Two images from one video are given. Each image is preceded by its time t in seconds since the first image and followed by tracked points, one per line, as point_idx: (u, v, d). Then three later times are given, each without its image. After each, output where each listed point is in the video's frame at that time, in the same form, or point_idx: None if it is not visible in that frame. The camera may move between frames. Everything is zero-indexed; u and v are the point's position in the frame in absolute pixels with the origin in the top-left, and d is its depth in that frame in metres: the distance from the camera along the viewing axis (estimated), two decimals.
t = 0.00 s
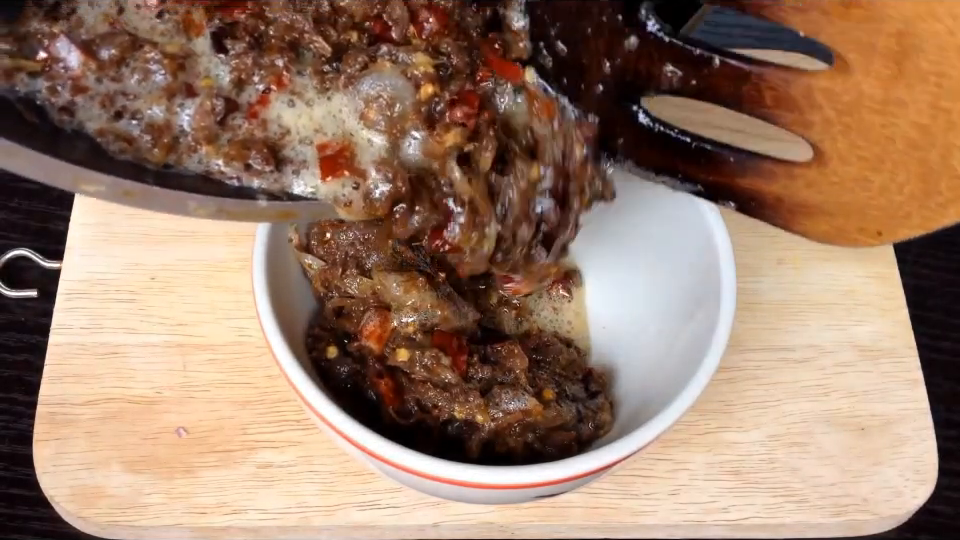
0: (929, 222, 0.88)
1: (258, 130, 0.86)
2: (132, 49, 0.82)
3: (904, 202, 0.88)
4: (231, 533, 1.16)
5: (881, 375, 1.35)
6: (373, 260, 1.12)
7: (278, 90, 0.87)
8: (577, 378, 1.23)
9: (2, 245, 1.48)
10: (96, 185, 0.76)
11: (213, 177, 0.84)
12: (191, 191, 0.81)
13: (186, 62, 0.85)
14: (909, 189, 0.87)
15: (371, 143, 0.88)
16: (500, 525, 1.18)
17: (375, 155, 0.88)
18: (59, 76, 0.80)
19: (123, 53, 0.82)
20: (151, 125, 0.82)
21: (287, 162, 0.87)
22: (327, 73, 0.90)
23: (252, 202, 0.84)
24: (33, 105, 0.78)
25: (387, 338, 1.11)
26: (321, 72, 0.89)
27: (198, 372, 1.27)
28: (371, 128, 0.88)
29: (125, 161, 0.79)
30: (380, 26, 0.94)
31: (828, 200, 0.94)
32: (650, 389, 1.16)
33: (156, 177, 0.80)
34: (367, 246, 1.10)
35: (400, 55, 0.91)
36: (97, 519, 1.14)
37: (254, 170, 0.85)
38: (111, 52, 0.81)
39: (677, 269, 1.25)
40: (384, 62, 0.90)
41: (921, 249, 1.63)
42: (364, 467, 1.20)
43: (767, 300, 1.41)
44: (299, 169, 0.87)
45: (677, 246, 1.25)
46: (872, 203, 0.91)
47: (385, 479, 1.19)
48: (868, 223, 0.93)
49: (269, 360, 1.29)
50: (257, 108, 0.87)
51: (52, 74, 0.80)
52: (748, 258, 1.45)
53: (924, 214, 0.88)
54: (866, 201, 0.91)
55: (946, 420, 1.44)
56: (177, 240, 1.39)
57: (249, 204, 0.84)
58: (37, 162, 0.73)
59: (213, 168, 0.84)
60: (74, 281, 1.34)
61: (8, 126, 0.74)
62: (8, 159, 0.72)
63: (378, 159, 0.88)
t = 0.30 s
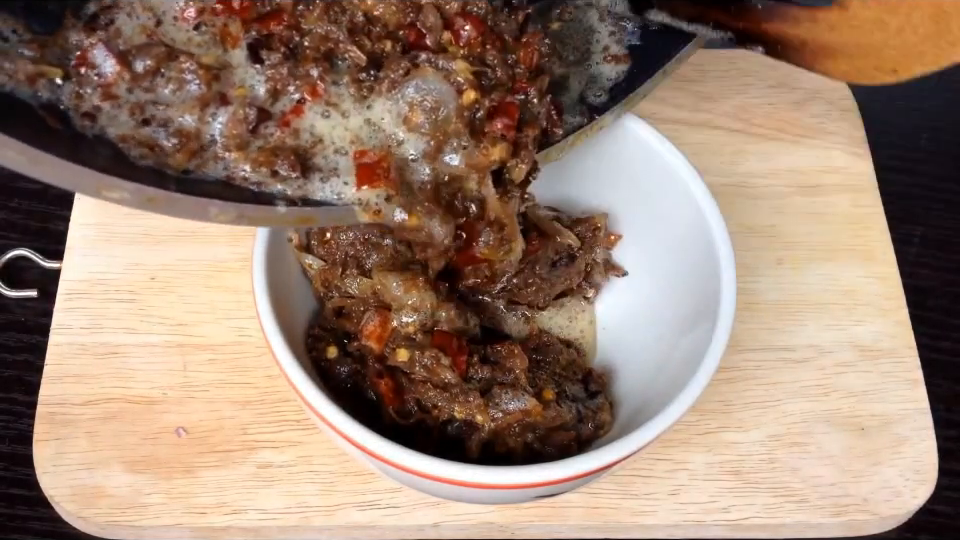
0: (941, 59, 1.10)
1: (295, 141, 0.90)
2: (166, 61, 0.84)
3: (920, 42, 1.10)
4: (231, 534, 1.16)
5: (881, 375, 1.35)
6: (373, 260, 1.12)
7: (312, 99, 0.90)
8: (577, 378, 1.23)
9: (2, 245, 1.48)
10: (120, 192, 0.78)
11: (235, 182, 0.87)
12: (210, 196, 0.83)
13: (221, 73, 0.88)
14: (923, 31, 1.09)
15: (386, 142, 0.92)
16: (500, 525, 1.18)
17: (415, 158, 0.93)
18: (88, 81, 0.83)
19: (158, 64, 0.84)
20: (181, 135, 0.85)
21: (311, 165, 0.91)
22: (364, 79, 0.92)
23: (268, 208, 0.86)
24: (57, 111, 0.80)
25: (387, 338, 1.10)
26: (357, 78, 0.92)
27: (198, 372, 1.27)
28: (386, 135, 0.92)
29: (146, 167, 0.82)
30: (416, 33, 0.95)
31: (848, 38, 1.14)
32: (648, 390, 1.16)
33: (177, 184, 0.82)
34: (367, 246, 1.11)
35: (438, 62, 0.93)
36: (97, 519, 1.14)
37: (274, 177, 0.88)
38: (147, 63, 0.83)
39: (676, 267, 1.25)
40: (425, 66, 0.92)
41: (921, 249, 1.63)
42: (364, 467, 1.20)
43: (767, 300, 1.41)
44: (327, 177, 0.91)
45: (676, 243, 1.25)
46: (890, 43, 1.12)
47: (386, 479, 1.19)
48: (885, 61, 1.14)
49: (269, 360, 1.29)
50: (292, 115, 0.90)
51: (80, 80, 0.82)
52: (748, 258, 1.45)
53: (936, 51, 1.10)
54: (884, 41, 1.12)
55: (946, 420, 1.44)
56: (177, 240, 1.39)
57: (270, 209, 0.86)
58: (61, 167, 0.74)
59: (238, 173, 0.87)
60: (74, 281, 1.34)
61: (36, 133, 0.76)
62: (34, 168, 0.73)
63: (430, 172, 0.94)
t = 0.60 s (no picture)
0: (837, 94, 0.97)
1: (293, 128, 0.89)
2: (168, 46, 0.85)
3: (815, 77, 0.97)
4: (231, 534, 1.16)
5: (881, 375, 1.35)
6: (373, 260, 1.15)
7: (313, 90, 0.89)
8: (577, 378, 1.23)
9: (2, 245, 1.48)
10: (110, 186, 0.78)
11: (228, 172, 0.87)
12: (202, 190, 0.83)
13: (222, 60, 0.87)
14: (818, 66, 0.96)
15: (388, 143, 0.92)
16: (500, 525, 1.18)
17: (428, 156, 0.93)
18: (84, 69, 0.83)
19: (159, 50, 0.85)
20: (175, 122, 0.84)
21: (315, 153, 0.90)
22: (369, 73, 0.91)
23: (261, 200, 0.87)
24: (46, 97, 0.81)
25: (387, 338, 1.10)
26: (363, 72, 0.91)
27: (198, 372, 1.27)
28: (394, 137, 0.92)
29: (136, 157, 0.82)
30: (416, 25, 0.95)
31: (745, 74, 1.01)
32: (648, 390, 1.17)
33: (168, 177, 0.83)
34: (368, 246, 1.14)
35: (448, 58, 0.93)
36: (97, 519, 1.14)
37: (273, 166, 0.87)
38: (147, 51, 0.84)
39: (676, 268, 1.25)
40: (439, 63, 0.93)
41: (920, 249, 1.63)
42: (364, 467, 1.20)
43: (767, 300, 1.41)
44: (328, 170, 0.91)
45: (677, 244, 1.25)
46: (788, 78, 0.99)
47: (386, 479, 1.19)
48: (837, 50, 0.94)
49: (269, 360, 1.29)
50: (293, 107, 0.89)
51: (75, 67, 0.83)
52: (748, 258, 1.45)
53: (835, 86, 0.97)
54: (782, 77, 0.99)
55: (946, 420, 1.44)
56: (177, 240, 1.39)
57: (264, 201, 0.87)
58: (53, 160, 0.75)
59: (238, 164, 0.87)
60: (74, 281, 1.34)
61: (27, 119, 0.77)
62: (24, 164, 0.74)
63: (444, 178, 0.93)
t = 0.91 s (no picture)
0: (912, 175, 0.93)
1: (297, 125, 0.88)
2: (171, 38, 0.85)
3: (888, 156, 0.94)
4: (231, 534, 1.16)
5: (881, 375, 1.35)
6: (373, 260, 1.15)
7: (307, 84, 0.89)
8: (576, 379, 1.23)
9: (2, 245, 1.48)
10: (116, 175, 0.78)
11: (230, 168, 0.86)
12: (206, 179, 0.84)
13: (221, 54, 0.88)
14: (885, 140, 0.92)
15: (378, 154, 0.90)
16: (500, 525, 1.19)
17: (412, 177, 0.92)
18: (88, 62, 0.81)
19: (162, 42, 0.84)
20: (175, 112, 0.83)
21: (304, 158, 0.88)
22: (365, 82, 0.91)
23: (266, 190, 0.87)
24: (51, 89, 0.79)
25: (387, 339, 1.10)
26: (363, 70, 0.92)
27: (199, 372, 1.27)
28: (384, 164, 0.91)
29: (141, 148, 0.81)
30: (411, 34, 0.94)
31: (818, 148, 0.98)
32: (648, 389, 1.17)
33: (173, 167, 0.83)
34: (368, 246, 1.15)
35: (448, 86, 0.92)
36: (97, 519, 1.14)
37: (268, 161, 0.86)
38: (147, 42, 0.84)
39: (676, 271, 1.25)
40: (437, 91, 0.92)
41: (921, 249, 1.63)
42: (364, 467, 1.20)
43: (767, 300, 1.41)
44: (322, 169, 0.89)
45: (677, 247, 1.25)
46: (856, 155, 0.96)
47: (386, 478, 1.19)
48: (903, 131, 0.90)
49: (269, 360, 1.29)
50: (286, 101, 0.88)
51: (79, 60, 0.81)
52: (748, 258, 1.45)
53: (907, 166, 0.93)
54: (851, 155, 0.97)
55: (946, 420, 1.44)
56: (177, 240, 1.39)
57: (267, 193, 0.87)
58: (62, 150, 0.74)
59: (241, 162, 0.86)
60: (75, 281, 1.34)
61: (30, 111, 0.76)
62: (30, 153, 0.73)
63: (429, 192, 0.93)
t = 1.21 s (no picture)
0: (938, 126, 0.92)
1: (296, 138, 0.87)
2: (172, 50, 0.84)
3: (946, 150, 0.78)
4: (231, 534, 1.16)
5: (881, 375, 1.35)
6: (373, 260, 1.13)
7: (307, 94, 0.88)
8: (577, 379, 1.23)
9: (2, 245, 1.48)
10: (114, 191, 0.79)
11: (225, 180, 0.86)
12: (206, 193, 0.84)
13: (223, 66, 0.87)
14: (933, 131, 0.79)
15: (368, 170, 0.89)
16: (500, 525, 1.18)
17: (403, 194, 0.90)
18: (87, 74, 0.82)
19: (163, 54, 0.84)
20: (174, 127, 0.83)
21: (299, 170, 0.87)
22: (363, 102, 0.89)
23: (264, 205, 0.87)
24: (49, 103, 0.80)
25: (387, 339, 1.10)
26: (364, 79, 0.90)
27: (198, 372, 1.27)
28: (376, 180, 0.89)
29: (138, 163, 0.82)
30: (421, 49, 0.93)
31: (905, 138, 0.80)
32: (648, 389, 1.17)
33: (171, 182, 0.83)
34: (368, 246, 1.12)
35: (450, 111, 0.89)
36: (96, 519, 1.14)
37: (265, 173, 0.86)
38: (147, 57, 0.84)
39: (677, 273, 1.25)
40: (438, 115, 0.89)
41: (921, 249, 1.63)
42: (364, 467, 1.20)
43: (767, 300, 1.41)
44: (319, 186, 0.88)
45: (677, 249, 1.25)
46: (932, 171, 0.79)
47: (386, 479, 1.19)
48: None
49: (269, 360, 1.29)
50: (287, 112, 0.87)
51: (78, 73, 0.82)
52: (748, 258, 1.45)
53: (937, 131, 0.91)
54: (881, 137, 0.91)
55: (946, 420, 1.44)
56: (177, 240, 1.39)
57: (267, 206, 0.87)
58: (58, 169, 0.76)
59: (229, 173, 0.86)
60: (74, 281, 1.34)
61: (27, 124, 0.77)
62: (29, 171, 0.75)
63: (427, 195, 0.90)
